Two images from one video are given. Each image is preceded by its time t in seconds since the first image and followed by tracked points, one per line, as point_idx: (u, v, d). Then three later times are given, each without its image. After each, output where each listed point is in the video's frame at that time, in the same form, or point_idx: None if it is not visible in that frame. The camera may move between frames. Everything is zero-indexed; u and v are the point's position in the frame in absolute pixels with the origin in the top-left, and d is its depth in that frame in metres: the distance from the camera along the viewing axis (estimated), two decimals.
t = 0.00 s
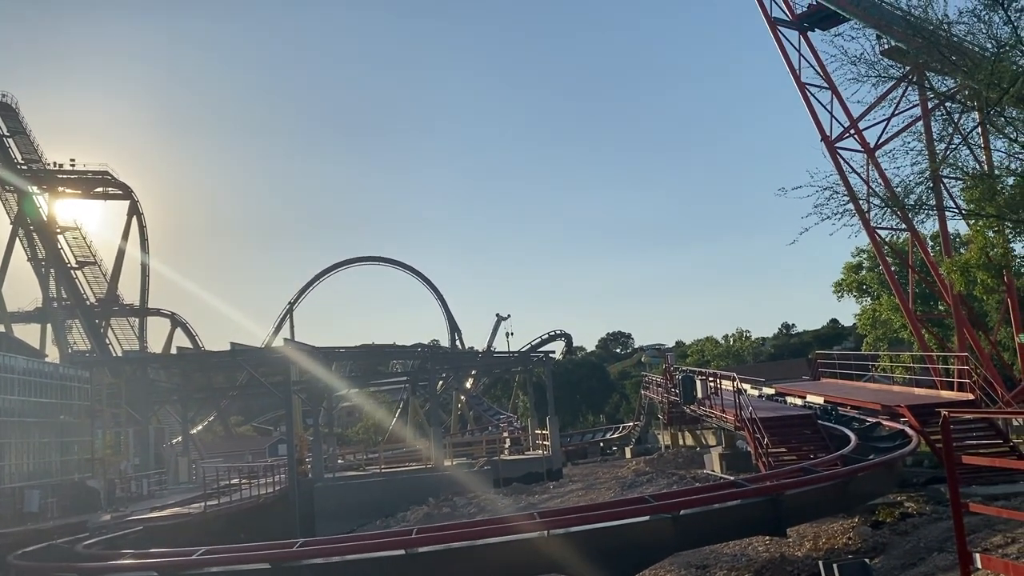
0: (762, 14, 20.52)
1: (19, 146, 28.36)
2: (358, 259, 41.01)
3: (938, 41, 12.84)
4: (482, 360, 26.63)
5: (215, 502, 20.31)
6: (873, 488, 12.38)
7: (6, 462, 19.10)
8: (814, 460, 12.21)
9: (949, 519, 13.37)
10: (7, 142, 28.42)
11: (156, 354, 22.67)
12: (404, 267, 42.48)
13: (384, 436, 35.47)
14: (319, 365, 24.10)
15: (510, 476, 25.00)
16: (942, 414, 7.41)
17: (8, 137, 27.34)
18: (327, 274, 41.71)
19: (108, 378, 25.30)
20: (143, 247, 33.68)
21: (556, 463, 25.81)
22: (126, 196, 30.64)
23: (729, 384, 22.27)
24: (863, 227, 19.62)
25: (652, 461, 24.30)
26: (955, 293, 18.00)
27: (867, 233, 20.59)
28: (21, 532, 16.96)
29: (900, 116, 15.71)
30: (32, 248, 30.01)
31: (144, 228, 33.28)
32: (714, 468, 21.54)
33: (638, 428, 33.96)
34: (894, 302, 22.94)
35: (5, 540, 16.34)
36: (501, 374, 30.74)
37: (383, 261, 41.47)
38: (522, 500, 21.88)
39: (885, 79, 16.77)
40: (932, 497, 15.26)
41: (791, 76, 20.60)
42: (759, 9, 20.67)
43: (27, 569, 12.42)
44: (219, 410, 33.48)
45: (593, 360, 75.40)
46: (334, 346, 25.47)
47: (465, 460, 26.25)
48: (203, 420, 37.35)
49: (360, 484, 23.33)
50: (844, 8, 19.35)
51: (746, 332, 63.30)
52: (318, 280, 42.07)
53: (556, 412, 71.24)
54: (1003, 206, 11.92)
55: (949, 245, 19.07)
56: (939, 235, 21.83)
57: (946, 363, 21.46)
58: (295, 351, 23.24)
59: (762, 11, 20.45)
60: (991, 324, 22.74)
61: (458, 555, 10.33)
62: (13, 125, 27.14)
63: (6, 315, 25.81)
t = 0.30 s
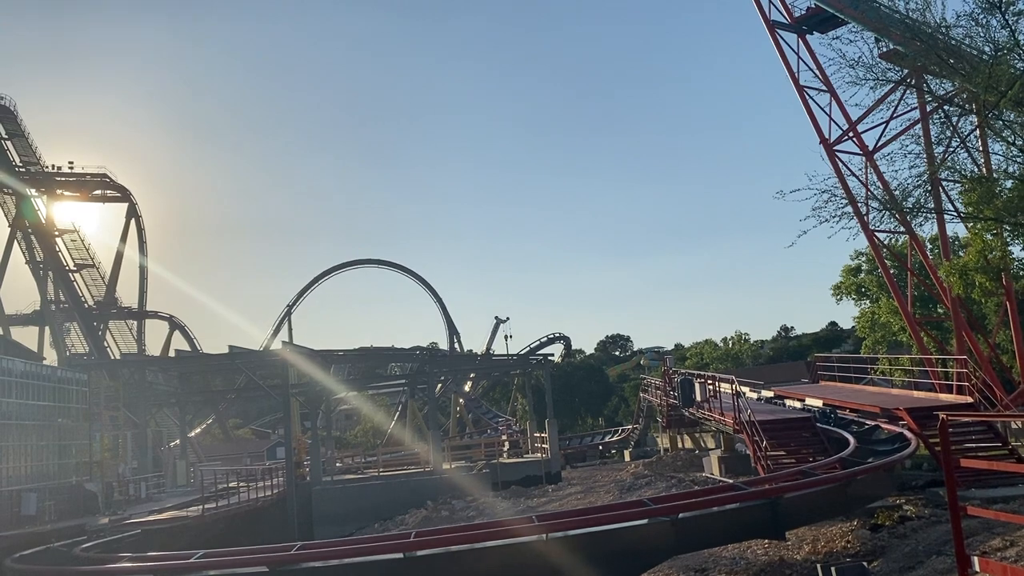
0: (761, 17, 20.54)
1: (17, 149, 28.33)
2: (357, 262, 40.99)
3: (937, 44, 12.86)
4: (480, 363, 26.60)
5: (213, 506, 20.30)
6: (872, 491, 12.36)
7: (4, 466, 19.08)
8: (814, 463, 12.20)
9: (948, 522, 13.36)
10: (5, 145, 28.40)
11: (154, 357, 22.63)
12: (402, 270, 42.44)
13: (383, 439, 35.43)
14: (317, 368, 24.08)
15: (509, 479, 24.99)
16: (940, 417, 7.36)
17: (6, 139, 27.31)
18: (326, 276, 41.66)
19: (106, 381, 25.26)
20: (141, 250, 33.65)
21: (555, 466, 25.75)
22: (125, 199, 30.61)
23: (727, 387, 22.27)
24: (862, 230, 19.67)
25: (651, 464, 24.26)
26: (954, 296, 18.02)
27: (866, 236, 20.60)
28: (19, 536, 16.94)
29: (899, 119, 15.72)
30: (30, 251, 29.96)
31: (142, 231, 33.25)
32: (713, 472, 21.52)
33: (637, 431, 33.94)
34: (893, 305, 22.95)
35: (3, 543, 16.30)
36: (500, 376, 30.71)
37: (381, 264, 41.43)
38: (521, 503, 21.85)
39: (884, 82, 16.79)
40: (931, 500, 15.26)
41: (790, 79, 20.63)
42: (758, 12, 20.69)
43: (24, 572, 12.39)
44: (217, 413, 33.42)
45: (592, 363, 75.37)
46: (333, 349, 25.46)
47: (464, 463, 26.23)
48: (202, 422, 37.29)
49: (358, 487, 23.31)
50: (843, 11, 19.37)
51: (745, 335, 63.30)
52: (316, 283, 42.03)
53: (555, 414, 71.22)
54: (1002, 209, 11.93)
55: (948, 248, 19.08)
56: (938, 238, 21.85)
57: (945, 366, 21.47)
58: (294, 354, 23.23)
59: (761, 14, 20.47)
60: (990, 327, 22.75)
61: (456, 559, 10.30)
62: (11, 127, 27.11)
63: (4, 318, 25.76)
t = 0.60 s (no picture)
0: (766, 19, 20.53)
1: (24, 151, 28.44)
2: (361, 264, 41.02)
3: (942, 46, 12.85)
4: (485, 365, 26.59)
5: (218, 508, 20.31)
6: (877, 494, 12.34)
7: (9, 467, 19.12)
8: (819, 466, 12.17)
9: (953, 525, 13.33)
10: (12, 148, 28.50)
11: (160, 359, 22.68)
12: (407, 272, 42.45)
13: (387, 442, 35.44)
14: (322, 370, 24.12)
15: (513, 481, 24.96)
16: (946, 420, 7.42)
17: (13, 142, 27.39)
18: (331, 278, 41.69)
19: (111, 383, 25.31)
20: (147, 252, 33.70)
21: (560, 468, 25.67)
22: (131, 202, 30.69)
23: (732, 389, 22.24)
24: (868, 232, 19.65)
25: (656, 466, 24.22)
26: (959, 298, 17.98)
27: (871, 238, 20.58)
28: (25, 537, 16.96)
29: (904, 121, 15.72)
30: (37, 254, 30.04)
31: (148, 233, 33.33)
32: (718, 474, 21.47)
33: (642, 434, 33.88)
34: (899, 307, 22.93)
35: (8, 545, 16.33)
36: (505, 379, 30.73)
37: (386, 266, 41.47)
38: (525, 505, 21.83)
39: (889, 83, 16.78)
40: (937, 503, 15.22)
41: (795, 80, 20.61)
42: (763, 14, 20.69)
43: (29, 574, 12.39)
44: (222, 415, 33.47)
45: (597, 365, 75.30)
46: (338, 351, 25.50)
47: (468, 465, 26.23)
48: (208, 424, 37.32)
49: (362, 489, 23.32)
50: (848, 13, 19.35)
51: (750, 337, 63.24)
52: (321, 285, 42.11)
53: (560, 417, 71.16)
54: (1007, 210, 11.91)
55: (954, 249, 19.04)
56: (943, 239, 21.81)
57: (951, 369, 21.43)
58: (299, 356, 23.27)
59: (766, 15, 20.47)
60: (996, 329, 22.71)
61: (459, 561, 10.29)
62: (18, 130, 27.22)
63: (10, 320, 25.82)
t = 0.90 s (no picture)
0: (776, 19, 20.48)
1: (37, 155, 28.64)
2: (372, 266, 41.09)
3: (954, 45, 12.79)
4: (496, 367, 26.59)
5: (230, 509, 20.38)
6: (891, 495, 12.28)
7: (24, 469, 19.27)
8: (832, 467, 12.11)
9: (967, 527, 13.25)
10: (25, 151, 28.68)
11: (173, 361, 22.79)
12: (417, 274, 42.49)
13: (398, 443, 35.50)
14: (334, 372, 24.19)
15: (524, 483, 24.94)
16: (959, 420, 7.39)
17: (27, 146, 27.58)
18: (342, 280, 41.78)
19: (124, 384, 25.43)
20: (159, 255, 33.87)
21: (571, 470, 25.60)
22: (143, 205, 30.85)
23: (744, 391, 22.18)
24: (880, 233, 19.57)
25: (667, 468, 24.16)
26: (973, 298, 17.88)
27: (883, 238, 20.48)
28: (39, 538, 17.08)
29: (916, 120, 15.64)
30: (50, 257, 30.24)
31: (161, 236, 33.49)
32: (730, 475, 21.40)
33: (653, 435, 33.80)
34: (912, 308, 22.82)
35: (22, 546, 16.42)
36: (515, 380, 30.73)
37: (396, 268, 41.52)
38: (536, 506, 21.82)
39: (901, 83, 16.71)
40: (951, 504, 15.12)
41: (806, 80, 20.52)
42: (774, 14, 20.63)
43: (43, 574, 12.49)
44: (234, 417, 33.59)
45: (608, 367, 75.20)
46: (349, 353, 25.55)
47: (479, 467, 26.22)
48: (220, 425, 37.44)
49: (373, 490, 23.35)
50: (860, 13, 19.27)
51: (762, 338, 63.05)
52: (332, 287, 42.20)
53: (570, 418, 71.07)
54: (1022, 210, 11.83)
55: (967, 249, 18.92)
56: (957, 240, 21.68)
57: (964, 369, 21.29)
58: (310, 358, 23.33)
59: (777, 15, 20.41)
60: (1010, 329, 22.55)
61: (471, 562, 10.30)
62: (31, 134, 27.38)
63: (24, 323, 26.00)
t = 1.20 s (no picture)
0: (794, 19, 20.36)
1: (58, 159, 28.92)
2: (389, 268, 41.21)
3: (975, 43, 12.66)
4: (513, 368, 26.60)
5: (249, 510, 20.48)
6: (912, 498, 12.16)
7: (46, 470, 19.46)
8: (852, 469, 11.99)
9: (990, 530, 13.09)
10: (47, 155, 28.97)
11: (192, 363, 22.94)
12: (434, 276, 42.56)
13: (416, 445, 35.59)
14: (351, 374, 24.29)
15: (541, 485, 24.92)
16: (980, 422, 7.34)
17: (48, 149, 27.85)
18: (359, 282, 41.93)
19: (143, 386, 25.61)
20: (178, 258, 34.12)
21: (588, 471, 25.65)
22: (162, 208, 31.07)
23: (763, 393, 22.07)
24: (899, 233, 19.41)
25: (685, 470, 24.05)
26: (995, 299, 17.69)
27: (903, 238, 20.31)
28: (61, 538, 17.25)
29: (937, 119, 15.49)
30: (71, 259, 30.52)
31: (180, 239, 33.73)
32: (749, 477, 21.28)
33: (671, 437, 33.68)
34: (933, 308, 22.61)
35: (44, 546, 16.56)
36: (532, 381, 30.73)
37: (413, 269, 41.60)
38: (554, 508, 21.81)
39: (920, 82, 16.57)
40: (973, 507, 14.96)
41: (825, 80, 20.38)
42: (792, 14, 20.52)
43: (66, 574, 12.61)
44: (253, 418, 33.78)
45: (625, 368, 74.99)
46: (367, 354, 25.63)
47: (496, 468, 26.22)
48: (238, 427, 37.62)
49: (390, 491, 23.40)
50: (879, 11, 19.12)
51: (781, 339, 62.74)
52: (349, 289, 42.35)
53: (587, 420, 70.94)
54: None
55: (989, 248, 18.72)
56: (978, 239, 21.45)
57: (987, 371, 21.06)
58: (327, 360, 23.40)
59: (795, 15, 20.29)
60: None
61: (489, 564, 10.29)
62: (52, 138, 27.63)
63: (45, 325, 26.26)
